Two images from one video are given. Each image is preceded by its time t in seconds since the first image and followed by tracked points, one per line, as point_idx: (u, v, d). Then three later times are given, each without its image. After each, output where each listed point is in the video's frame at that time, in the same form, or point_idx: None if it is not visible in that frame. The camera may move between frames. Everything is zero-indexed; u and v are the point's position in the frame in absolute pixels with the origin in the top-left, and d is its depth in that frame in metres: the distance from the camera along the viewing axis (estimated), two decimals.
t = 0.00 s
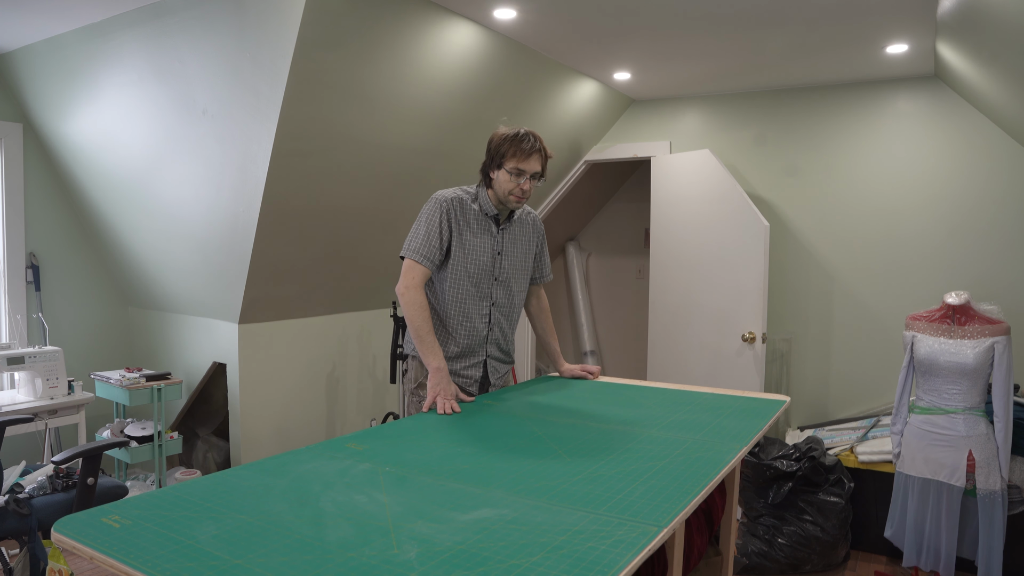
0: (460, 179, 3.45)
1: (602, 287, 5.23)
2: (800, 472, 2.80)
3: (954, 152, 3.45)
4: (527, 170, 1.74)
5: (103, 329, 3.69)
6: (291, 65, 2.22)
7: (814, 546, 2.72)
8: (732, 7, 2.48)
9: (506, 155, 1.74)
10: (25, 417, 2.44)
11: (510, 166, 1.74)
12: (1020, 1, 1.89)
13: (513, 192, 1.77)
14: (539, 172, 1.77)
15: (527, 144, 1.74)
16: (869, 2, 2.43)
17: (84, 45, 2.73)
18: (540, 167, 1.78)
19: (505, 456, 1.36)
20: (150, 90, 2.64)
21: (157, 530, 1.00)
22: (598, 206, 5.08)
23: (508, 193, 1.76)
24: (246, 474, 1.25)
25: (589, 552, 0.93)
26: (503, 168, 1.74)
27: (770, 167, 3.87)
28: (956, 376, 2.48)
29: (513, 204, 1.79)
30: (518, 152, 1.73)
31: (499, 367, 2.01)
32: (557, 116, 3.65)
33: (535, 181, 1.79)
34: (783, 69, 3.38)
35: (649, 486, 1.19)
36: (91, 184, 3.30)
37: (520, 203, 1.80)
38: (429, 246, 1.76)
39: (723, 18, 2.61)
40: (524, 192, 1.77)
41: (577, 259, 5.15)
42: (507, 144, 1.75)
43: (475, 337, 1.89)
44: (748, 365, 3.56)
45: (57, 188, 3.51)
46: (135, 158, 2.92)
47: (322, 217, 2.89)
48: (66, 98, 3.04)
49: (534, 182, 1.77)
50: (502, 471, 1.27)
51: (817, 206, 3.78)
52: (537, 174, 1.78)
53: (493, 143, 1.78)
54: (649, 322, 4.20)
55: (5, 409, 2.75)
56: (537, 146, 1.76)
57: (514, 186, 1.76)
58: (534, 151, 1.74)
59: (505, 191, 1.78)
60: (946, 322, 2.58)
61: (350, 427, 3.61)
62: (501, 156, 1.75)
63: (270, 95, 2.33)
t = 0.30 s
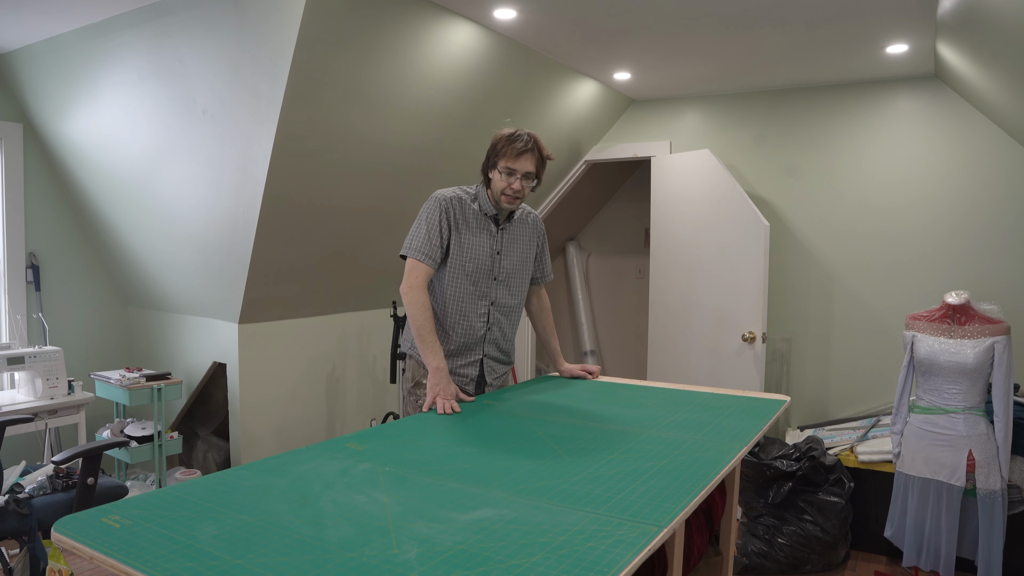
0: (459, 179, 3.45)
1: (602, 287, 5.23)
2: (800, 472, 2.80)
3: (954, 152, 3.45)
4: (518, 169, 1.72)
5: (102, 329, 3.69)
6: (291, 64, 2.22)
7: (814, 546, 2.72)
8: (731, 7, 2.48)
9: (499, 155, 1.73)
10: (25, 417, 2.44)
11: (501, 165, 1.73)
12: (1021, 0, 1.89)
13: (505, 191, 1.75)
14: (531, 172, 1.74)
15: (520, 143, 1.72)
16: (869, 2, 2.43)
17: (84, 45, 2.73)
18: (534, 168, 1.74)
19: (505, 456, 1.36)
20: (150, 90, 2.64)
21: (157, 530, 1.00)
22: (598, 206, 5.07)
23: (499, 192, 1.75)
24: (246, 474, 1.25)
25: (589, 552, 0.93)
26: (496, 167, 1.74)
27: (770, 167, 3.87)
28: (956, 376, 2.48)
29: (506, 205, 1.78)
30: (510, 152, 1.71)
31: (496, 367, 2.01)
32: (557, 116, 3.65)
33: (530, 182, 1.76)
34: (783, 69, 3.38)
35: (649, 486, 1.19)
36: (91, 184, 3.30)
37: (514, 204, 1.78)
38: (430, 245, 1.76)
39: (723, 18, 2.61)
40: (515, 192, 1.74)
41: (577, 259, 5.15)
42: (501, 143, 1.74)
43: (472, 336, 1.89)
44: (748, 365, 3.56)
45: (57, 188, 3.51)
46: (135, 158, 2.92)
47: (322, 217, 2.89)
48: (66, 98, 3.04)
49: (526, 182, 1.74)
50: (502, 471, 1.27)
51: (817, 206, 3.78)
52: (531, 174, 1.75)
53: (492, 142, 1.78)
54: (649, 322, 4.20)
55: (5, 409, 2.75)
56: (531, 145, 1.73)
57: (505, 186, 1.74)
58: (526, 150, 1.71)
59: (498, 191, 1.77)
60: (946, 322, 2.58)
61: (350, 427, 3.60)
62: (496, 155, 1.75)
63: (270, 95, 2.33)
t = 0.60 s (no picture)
0: (459, 178, 3.45)
1: (602, 287, 5.23)
2: (800, 472, 2.80)
3: (954, 152, 3.45)
4: (495, 164, 1.72)
5: (102, 329, 3.69)
6: (291, 64, 2.22)
7: (814, 546, 2.72)
8: (731, 7, 2.48)
9: (479, 151, 1.75)
10: (25, 417, 2.44)
11: (480, 162, 1.74)
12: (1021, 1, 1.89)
13: (485, 187, 1.75)
14: (508, 165, 1.73)
15: (497, 138, 1.73)
16: (868, 2, 2.43)
17: (84, 45, 2.73)
18: (513, 162, 1.74)
19: (505, 456, 1.36)
20: (150, 90, 2.64)
21: (157, 530, 1.00)
22: (598, 206, 5.07)
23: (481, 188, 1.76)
24: (246, 474, 1.25)
25: (589, 552, 0.93)
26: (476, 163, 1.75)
27: (770, 167, 3.87)
28: (956, 376, 2.48)
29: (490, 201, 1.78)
30: (487, 147, 1.73)
31: (492, 366, 2.00)
32: (557, 116, 3.65)
33: (511, 177, 1.75)
34: (783, 69, 3.38)
35: (649, 486, 1.19)
36: (91, 184, 3.30)
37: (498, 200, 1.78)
38: (421, 245, 1.77)
39: (723, 19, 2.61)
40: (495, 186, 1.74)
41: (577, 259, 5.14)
42: (481, 140, 1.76)
43: (466, 334, 1.89)
44: (748, 365, 3.56)
45: (57, 189, 3.51)
46: (135, 157, 2.92)
47: (322, 217, 2.89)
48: (66, 98, 3.03)
49: (505, 176, 1.73)
50: (502, 471, 1.27)
51: (817, 206, 3.78)
52: (510, 168, 1.74)
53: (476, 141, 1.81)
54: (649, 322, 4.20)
55: (5, 409, 2.75)
56: (508, 139, 1.73)
57: (485, 182, 1.75)
58: (502, 144, 1.72)
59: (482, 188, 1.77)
60: (946, 322, 2.58)
61: (350, 427, 3.61)
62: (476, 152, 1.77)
63: (270, 95, 2.33)
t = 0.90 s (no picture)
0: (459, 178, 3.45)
1: (602, 287, 5.23)
2: (800, 472, 2.80)
3: (954, 152, 3.45)
4: (465, 164, 1.66)
5: (102, 329, 3.69)
6: (291, 64, 2.22)
7: (814, 546, 2.72)
8: (732, 6, 2.48)
9: (448, 151, 1.69)
10: (25, 417, 2.44)
11: (450, 162, 1.67)
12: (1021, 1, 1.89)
13: (457, 189, 1.69)
14: (480, 165, 1.66)
15: (466, 136, 1.66)
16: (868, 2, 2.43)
17: (84, 45, 2.73)
18: (484, 161, 1.67)
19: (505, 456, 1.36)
20: (150, 90, 2.64)
21: (156, 530, 1.00)
22: (598, 206, 5.08)
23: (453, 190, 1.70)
24: (246, 474, 1.25)
25: (589, 552, 0.93)
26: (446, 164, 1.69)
27: (770, 167, 3.87)
28: (956, 376, 2.48)
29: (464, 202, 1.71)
30: (455, 147, 1.66)
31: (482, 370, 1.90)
32: (557, 116, 3.65)
33: (483, 176, 1.69)
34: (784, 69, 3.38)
35: (649, 486, 1.19)
36: (91, 184, 3.30)
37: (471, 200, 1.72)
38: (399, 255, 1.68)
39: (723, 19, 2.61)
40: (467, 187, 1.68)
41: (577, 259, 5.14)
42: (450, 139, 1.69)
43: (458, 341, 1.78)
44: (748, 365, 3.56)
45: (58, 189, 3.52)
46: (135, 158, 2.92)
47: (322, 217, 2.89)
48: (66, 98, 3.04)
49: (476, 176, 1.67)
50: (503, 471, 1.27)
51: (817, 206, 3.77)
52: (481, 168, 1.67)
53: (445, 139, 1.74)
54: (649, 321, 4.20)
55: (5, 409, 2.75)
56: (478, 137, 1.66)
57: (456, 183, 1.68)
58: (471, 143, 1.65)
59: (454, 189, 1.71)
60: (946, 322, 2.58)
61: (350, 427, 3.60)
62: (445, 152, 1.70)
63: (270, 95, 2.33)
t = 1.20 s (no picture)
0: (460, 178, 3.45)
1: (602, 287, 5.23)
2: (800, 472, 2.80)
3: (954, 152, 3.45)
4: (439, 161, 1.55)
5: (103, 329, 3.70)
6: (291, 65, 2.22)
7: (814, 546, 2.72)
8: (731, 6, 2.48)
9: (417, 145, 1.56)
10: (25, 417, 2.44)
11: (421, 158, 1.55)
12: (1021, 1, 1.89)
13: (427, 186, 1.58)
14: (454, 162, 1.57)
15: (439, 131, 1.54)
16: (868, 3, 2.43)
17: (84, 44, 2.72)
18: (458, 156, 1.58)
19: (504, 456, 1.36)
20: (150, 90, 2.64)
21: (156, 530, 1.00)
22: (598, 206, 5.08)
23: (422, 187, 1.58)
24: (246, 474, 1.25)
25: (589, 552, 0.93)
26: (415, 159, 1.57)
27: (770, 167, 3.87)
28: (956, 376, 2.48)
29: (434, 200, 1.61)
30: (427, 142, 1.54)
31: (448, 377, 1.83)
32: (557, 116, 3.65)
33: (455, 173, 1.59)
34: (784, 69, 3.38)
35: (649, 486, 1.19)
36: (91, 184, 3.30)
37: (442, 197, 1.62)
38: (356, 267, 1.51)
39: (723, 18, 2.61)
40: (439, 186, 1.58)
41: (577, 259, 5.14)
42: (419, 131, 1.55)
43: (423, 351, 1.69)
44: (748, 365, 3.56)
45: (58, 189, 3.52)
46: (135, 158, 2.92)
47: (321, 217, 2.89)
48: (66, 98, 3.04)
49: (451, 174, 1.58)
50: (502, 471, 1.27)
51: (817, 206, 3.78)
52: (455, 165, 1.58)
53: (408, 129, 1.60)
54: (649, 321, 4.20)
55: (5, 409, 2.75)
56: (452, 133, 1.56)
57: (427, 181, 1.57)
58: (446, 139, 1.54)
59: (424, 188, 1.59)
60: (946, 322, 2.58)
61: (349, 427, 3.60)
62: (413, 145, 1.57)
63: (270, 95, 2.33)
